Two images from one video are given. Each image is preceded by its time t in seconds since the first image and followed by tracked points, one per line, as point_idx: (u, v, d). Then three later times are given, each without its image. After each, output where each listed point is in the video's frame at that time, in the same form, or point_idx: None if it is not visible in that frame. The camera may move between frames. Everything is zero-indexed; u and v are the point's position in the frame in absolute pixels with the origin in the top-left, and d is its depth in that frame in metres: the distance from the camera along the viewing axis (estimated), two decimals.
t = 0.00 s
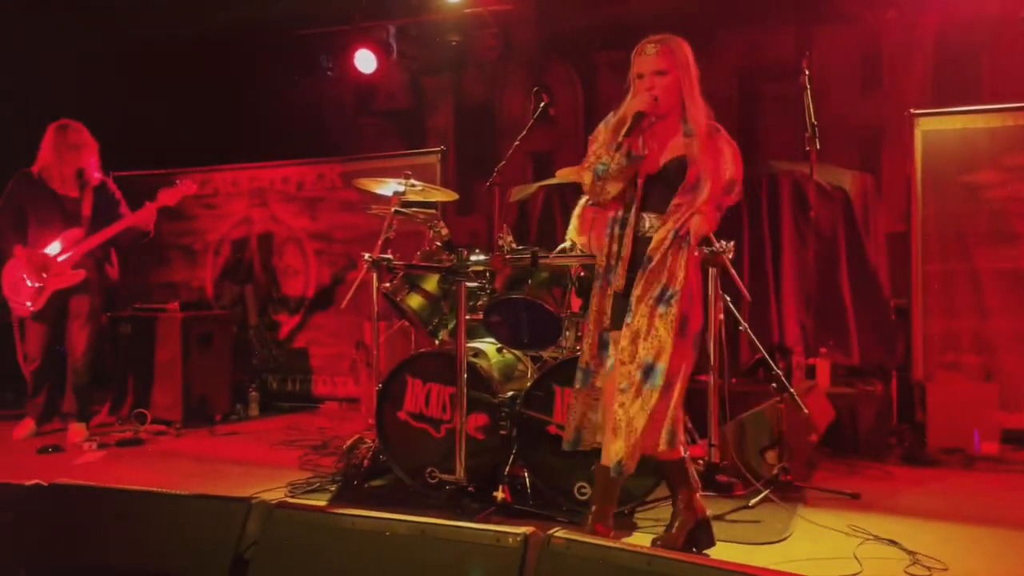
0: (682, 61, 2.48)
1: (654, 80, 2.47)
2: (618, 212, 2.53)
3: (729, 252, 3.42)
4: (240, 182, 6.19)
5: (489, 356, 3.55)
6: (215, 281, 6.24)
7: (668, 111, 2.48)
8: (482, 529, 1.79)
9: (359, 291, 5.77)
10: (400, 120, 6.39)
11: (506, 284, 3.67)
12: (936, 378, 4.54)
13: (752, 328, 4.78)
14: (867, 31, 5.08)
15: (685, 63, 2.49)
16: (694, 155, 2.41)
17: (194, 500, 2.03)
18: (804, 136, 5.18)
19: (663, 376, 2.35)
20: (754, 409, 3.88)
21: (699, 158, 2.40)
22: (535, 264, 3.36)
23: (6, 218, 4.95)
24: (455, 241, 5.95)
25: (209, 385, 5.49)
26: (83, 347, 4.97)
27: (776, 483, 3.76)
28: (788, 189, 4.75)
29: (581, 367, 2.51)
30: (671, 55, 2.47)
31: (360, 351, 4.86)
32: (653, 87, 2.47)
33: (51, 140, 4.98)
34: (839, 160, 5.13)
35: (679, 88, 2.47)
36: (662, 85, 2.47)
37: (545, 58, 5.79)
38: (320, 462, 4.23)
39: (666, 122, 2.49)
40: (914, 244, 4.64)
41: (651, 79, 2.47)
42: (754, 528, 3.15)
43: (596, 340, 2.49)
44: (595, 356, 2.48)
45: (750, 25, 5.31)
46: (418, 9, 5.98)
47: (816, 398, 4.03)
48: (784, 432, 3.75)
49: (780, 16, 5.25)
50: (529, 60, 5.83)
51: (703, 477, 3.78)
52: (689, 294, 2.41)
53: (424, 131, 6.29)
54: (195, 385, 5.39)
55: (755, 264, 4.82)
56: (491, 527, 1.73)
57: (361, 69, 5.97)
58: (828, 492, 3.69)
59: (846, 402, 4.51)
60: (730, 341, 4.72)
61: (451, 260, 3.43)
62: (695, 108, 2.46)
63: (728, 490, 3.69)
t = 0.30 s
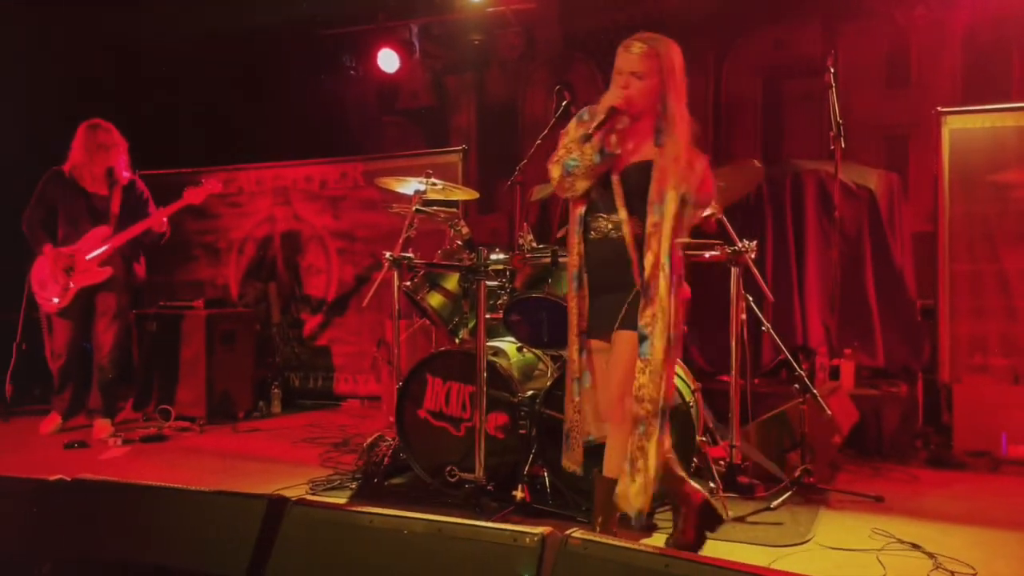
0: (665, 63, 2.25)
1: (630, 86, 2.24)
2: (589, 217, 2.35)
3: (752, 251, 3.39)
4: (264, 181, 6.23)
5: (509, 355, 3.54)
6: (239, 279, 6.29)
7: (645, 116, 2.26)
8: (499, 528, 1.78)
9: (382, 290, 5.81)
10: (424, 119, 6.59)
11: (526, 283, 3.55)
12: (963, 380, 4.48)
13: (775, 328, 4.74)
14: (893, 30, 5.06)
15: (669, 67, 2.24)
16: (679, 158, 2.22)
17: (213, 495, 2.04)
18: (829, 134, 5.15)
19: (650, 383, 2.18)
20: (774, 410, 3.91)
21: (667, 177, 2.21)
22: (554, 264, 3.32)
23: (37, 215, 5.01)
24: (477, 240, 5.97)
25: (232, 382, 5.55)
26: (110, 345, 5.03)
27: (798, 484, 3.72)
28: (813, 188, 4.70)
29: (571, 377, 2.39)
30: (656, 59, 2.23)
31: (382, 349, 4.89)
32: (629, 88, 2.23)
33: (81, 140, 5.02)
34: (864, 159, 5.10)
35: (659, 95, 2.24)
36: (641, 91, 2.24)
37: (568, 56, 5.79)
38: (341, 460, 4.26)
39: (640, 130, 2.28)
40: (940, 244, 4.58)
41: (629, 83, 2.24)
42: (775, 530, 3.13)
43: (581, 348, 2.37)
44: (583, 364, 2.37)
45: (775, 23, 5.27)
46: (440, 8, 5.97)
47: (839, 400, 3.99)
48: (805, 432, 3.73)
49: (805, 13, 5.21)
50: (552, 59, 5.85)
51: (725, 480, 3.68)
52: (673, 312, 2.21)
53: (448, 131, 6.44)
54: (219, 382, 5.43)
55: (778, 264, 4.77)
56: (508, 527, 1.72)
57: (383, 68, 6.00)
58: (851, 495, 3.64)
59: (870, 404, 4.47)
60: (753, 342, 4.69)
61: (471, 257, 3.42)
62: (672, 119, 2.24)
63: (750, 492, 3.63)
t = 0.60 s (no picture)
0: (595, 55, 2.36)
1: (566, 84, 2.36)
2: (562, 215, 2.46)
3: (764, 250, 3.40)
4: (278, 180, 6.26)
5: (521, 354, 3.53)
6: (254, 278, 6.32)
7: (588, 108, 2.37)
8: (509, 528, 1.78)
9: (395, 289, 5.83)
10: (439, 117, 6.81)
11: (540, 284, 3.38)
12: (980, 382, 4.44)
13: (789, 328, 4.71)
14: (910, 28, 5.03)
15: (599, 56, 2.36)
16: (633, 133, 2.30)
17: (221, 492, 2.06)
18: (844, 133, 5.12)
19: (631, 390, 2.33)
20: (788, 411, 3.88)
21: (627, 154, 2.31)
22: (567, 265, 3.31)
23: (48, 216, 5.06)
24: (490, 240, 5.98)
25: (247, 380, 5.59)
26: (124, 342, 5.08)
27: (812, 485, 3.70)
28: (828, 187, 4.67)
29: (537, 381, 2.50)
30: (584, 53, 2.36)
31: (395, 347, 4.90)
32: (557, 88, 2.38)
33: (90, 139, 5.04)
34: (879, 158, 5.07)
35: (593, 84, 2.36)
36: (575, 85, 2.35)
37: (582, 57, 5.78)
38: (353, 458, 4.27)
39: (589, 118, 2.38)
40: (957, 245, 4.54)
41: (564, 82, 2.36)
42: (788, 532, 3.11)
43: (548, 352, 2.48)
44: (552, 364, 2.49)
45: (790, 21, 5.24)
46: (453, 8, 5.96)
47: (854, 401, 3.96)
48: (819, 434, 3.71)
49: (821, 11, 5.19)
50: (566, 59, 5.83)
51: (738, 479, 3.69)
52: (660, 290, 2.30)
53: (461, 129, 6.67)
54: (233, 380, 5.47)
55: (792, 264, 4.74)
56: (518, 527, 1.72)
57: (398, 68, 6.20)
58: (866, 497, 3.61)
59: (885, 405, 4.43)
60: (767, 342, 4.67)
61: (483, 257, 3.42)
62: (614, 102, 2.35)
63: (764, 493, 3.61)
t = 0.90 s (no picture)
0: (551, 51, 2.41)
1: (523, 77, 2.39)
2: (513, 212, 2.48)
3: (775, 250, 3.35)
4: (288, 180, 6.29)
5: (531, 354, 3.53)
6: (264, 278, 6.34)
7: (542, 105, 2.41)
8: (516, 527, 1.78)
9: (405, 288, 5.85)
10: (446, 118, 6.62)
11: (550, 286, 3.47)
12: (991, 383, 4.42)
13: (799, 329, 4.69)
14: (920, 28, 5.00)
15: (555, 52, 2.41)
16: (596, 131, 2.38)
17: (231, 492, 2.07)
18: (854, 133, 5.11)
19: (600, 386, 2.39)
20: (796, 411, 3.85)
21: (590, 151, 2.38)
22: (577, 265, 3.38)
23: (49, 219, 5.11)
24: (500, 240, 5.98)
25: (257, 380, 5.61)
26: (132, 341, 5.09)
27: (822, 486, 3.71)
28: (837, 187, 4.66)
29: (500, 384, 2.45)
30: (542, 47, 2.39)
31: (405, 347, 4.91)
32: (516, 81, 2.39)
33: (89, 141, 5.11)
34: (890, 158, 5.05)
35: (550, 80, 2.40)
36: (533, 79, 2.39)
37: (592, 56, 5.77)
38: (363, 457, 4.28)
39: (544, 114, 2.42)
40: (968, 245, 4.51)
41: (520, 75, 2.39)
42: (796, 533, 3.10)
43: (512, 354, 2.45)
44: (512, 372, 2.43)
45: (800, 21, 5.23)
46: (462, 8, 6.08)
47: (863, 401, 3.95)
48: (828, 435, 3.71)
49: (830, 11, 5.17)
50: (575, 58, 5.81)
51: (748, 480, 3.70)
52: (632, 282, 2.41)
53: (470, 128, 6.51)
54: (243, 378, 5.50)
55: (802, 264, 4.73)
56: (525, 527, 1.72)
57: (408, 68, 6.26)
58: (875, 498, 3.60)
59: (895, 405, 4.41)
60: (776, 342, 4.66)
61: (492, 256, 3.43)
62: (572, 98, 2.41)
63: (773, 493, 3.62)
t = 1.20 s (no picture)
0: (521, 47, 2.43)
1: (493, 72, 2.42)
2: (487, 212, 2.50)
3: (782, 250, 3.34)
4: (296, 181, 6.31)
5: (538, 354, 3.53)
6: (272, 278, 6.36)
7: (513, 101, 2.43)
8: (522, 528, 1.77)
9: (412, 288, 5.86)
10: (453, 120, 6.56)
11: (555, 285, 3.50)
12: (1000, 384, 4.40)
13: (806, 329, 4.69)
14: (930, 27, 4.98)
15: (525, 50, 2.43)
16: (572, 129, 2.40)
17: (238, 492, 2.07)
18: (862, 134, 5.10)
19: (586, 370, 2.40)
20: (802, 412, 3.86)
21: (573, 147, 2.40)
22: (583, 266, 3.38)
23: (47, 222, 5.13)
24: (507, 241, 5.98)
25: (264, 380, 5.63)
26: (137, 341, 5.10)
27: (829, 487, 3.73)
28: (845, 187, 4.65)
29: (478, 386, 2.46)
30: (510, 44, 2.42)
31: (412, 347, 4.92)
32: (488, 78, 2.42)
33: (84, 146, 5.10)
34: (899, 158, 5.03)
35: (520, 75, 2.42)
36: (501, 75, 2.41)
37: (599, 57, 5.76)
38: (370, 457, 4.29)
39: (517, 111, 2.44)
40: (977, 246, 4.50)
41: (489, 71, 2.42)
42: (804, 534, 3.09)
43: (488, 353, 2.46)
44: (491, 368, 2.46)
45: (808, 21, 5.21)
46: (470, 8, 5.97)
47: (871, 402, 3.94)
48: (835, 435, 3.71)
49: (839, 11, 5.16)
50: (580, 59, 5.80)
51: (755, 481, 3.69)
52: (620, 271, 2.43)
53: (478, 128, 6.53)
54: (250, 377, 5.52)
55: (809, 264, 4.71)
56: (531, 527, 1.71)
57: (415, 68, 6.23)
58: (882, 499, 3.59)
59: (903, 406, 4.40)
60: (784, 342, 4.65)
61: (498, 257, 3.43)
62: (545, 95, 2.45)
63: (780, 494, 3.61)
